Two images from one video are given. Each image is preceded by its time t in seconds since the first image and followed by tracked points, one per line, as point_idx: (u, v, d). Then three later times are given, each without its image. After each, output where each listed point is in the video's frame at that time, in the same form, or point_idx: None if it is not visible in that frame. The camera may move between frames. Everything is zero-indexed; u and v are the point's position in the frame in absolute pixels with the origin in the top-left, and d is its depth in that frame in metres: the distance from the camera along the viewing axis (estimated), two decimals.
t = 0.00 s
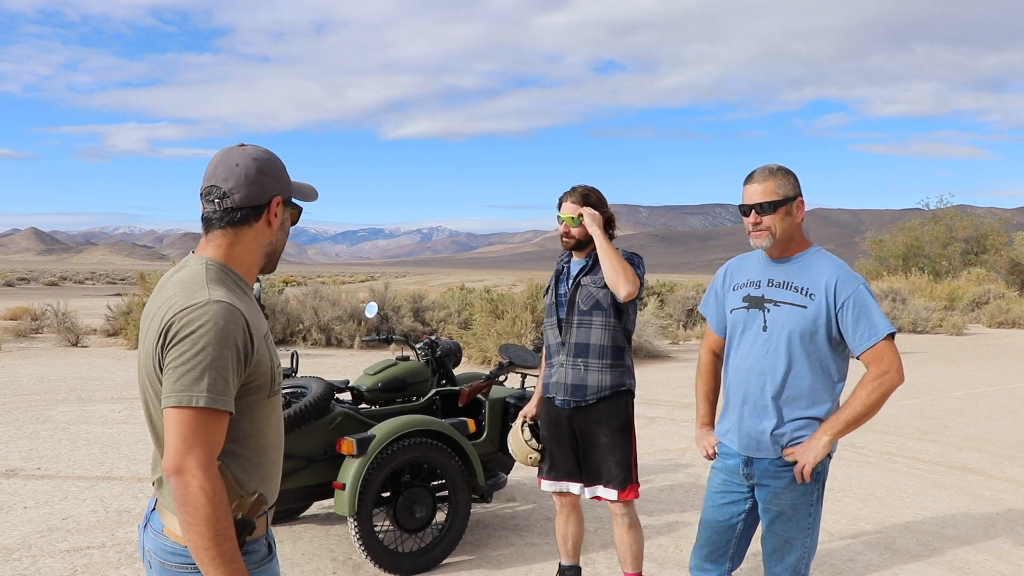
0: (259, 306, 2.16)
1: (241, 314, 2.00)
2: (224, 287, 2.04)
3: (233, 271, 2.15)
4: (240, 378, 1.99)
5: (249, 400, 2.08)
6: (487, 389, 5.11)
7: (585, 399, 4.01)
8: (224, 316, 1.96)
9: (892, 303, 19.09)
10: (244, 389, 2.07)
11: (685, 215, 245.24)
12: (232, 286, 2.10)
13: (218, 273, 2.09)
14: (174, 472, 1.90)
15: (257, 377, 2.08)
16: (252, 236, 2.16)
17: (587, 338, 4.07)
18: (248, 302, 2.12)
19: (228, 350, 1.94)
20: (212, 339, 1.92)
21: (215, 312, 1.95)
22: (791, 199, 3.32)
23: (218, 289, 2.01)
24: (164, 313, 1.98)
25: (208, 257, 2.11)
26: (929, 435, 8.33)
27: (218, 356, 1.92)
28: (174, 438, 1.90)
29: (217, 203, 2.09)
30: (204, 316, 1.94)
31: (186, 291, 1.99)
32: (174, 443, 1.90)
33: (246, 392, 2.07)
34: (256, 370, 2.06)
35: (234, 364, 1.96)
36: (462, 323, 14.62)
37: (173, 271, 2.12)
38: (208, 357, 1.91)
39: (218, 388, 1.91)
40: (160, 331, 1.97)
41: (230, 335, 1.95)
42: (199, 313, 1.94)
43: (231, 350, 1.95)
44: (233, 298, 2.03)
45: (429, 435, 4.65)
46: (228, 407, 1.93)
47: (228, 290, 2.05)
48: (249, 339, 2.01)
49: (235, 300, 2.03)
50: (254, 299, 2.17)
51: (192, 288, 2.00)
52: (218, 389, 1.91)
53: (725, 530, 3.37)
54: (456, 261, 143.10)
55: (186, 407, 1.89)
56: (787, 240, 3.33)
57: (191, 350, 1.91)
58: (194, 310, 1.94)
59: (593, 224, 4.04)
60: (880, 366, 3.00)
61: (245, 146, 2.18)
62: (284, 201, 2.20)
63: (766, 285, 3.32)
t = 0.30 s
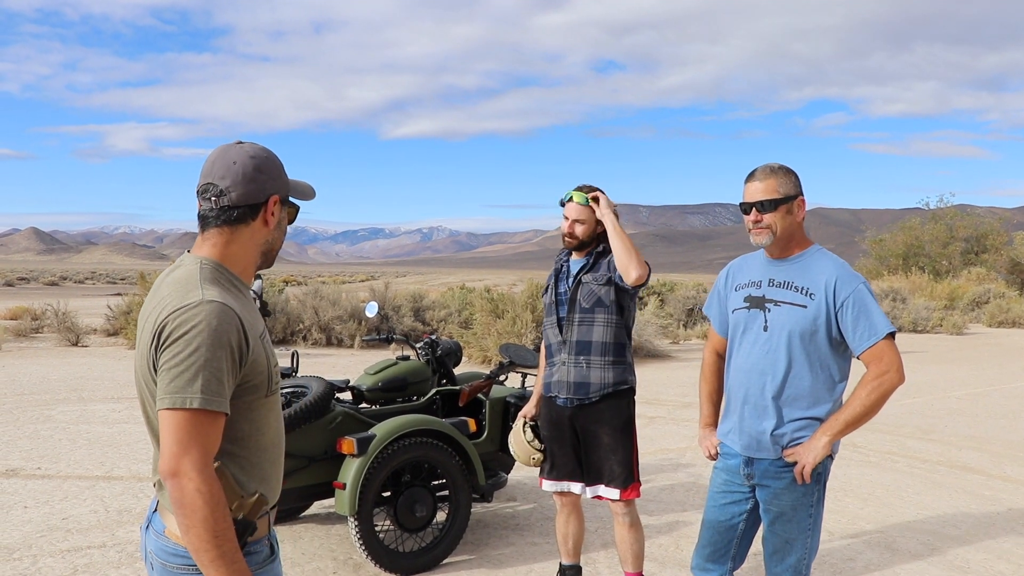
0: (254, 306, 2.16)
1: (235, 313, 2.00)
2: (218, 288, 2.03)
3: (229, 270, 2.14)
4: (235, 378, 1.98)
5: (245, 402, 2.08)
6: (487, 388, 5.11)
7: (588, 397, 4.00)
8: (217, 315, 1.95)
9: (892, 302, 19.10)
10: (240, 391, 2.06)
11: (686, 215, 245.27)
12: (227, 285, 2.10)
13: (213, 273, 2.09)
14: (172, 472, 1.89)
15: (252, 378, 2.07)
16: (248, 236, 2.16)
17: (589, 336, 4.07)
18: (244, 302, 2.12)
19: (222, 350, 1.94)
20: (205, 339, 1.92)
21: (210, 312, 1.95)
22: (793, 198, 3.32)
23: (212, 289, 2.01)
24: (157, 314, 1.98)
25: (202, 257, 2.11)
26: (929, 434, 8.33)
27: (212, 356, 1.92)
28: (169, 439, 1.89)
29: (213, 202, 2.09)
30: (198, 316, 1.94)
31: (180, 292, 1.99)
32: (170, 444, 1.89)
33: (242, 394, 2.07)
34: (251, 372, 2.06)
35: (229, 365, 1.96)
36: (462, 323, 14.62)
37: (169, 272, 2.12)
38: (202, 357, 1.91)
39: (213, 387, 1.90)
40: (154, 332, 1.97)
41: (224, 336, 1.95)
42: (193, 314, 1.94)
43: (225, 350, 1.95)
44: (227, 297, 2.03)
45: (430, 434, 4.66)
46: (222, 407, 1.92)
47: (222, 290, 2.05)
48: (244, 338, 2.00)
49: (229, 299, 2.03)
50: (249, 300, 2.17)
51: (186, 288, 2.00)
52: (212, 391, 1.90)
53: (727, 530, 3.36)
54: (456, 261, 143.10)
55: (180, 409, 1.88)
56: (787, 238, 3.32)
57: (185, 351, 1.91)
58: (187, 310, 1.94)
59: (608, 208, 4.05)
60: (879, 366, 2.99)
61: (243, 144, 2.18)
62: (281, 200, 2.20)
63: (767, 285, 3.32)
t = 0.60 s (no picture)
0: (248, 306, 2.15)
1: (230, 314, 1.99)
2: (212, 288, 2.03)
3: (224, 270, 2.14)
4: (231, 379, 1.98)
5: (242, 404, 2.08)
6: (488, 387, 5.11)
7: (589, 395, 4.00)
8: (212, 316, 1.95)
9: (892, 301, 19.09)
10: (236, 392, 2.06)
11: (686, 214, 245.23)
12: (221, 285, 2.09)
13: (207, 272, 2.08)
14: (168, 475, 1.89)
15: (248, 380, 2.07)
16: (245, 235, 2.15)
17: (591, 333, 4.06)
18: (240, 303, 2.12)
19: (216, 352, 1.93)
20: (200, 341, 1.91)
21: (204, 313, 1.94)
22: (794, 197, 3.32)
23: (206, 289, 2.01)
24: (151, 316, 1.98)
25: (197, 257, 2.10)
26: (929, 433, 8.33)
27: (206, 358, 1.91)
28: (165, 442, 1.89)
29: (210, 199, 2.09)
30: (192, 318, 1.93)
31: (174, 293, 1.99)
32: (165, 447, 1.89)
33: (238, 395, 2.07)
34: (247, 372, 2.06)
35: (224, 366, 1.95)
36: (462, 322, 14.61)
37: (163, 272, 2.11)
38: (196, 359, 1.91)
39: (208, 389, 1.90)
40: (148, 334, 1.96)
41: (218, 337, 1.94)
42: (187, 315, 1.93)
43: (220, 352, 1.94)
44: (221, 298, 2.02)
45: (431, 432, 4.65)
46: (218, 410, 1.92)
47: (216, 290, 2.04)
48: (239, 339, 2.00)
49: (224, 300, 2.03)
50: (244, 300, 2.17)
51: (180, 289, 1.99)
52: (208, 393, 1.90)
53: (727, 530, 3.36)
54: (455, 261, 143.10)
55: (175, 411, 1.88)
56: (788, 237, 3.32)
57: (180, 354, 1.91)
58: (181, 312, 1.94)
59: (629, 196, 4.07)
60: (879, 365, 2.99)
61: (242, 142, 2.18)
62: (279, 201, 2.20)
63: (768, 284, 3.32)
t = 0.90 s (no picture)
0: (240, 306, 2.15)
1: (217, 314, 1.99)
2: (201, 287, 2.03)
3: (216, 268, 2.13)
4: (217, 379, 1.98)
5: (230, 404, 2.08)
6: (488, 385, 5.11)
7: (588, 395, 4.00)
8: (198, 316, 1.95)
9: (892, 300, 19.09)
10: (224, 392, 2.06)
11: (685, 213, 245.16)
12: (212, 284, 2.09)
13: (198, 270, 2.08)
14: (149, 475, 1.89)
15: (236, 380, 2.07)
16: (240, 235, 2.15)
17: (591, 334, 4.06)
18: (230, 302, 2.11)
19: (201, 351, 1.93)
20: (185, 341, 1.91)
21: (190, 312, 1.94)
22: (796, 197, 3.31)
23: (195, 288, 2.00)
24: (139, 314, 1.98)
25: (190, 255, 2.10)
26: (929, 432, 8.33)
27: (191, 358, 1.91)
28: (147, 442, 1.89)
29: (204, 198, 2.09)
30: (178, 317, 1.93)
31: (162, 292, 1.99)
32: (148, 447, 1.89)
33: (225, 396, 2.06)
34: (235, 372, 2.05)
35: (209, 367, 1.95)
36: (462, 320, 14.60)
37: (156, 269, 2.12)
38: (180, 358, 1.90)
39: (192, 389, 1.90)
40: (135, 332, 1.97)
41: (203, 336, 1.94)
42: (173, 314, 1.93)
43: (205, 352, 1.94)
44: (209, 296, 2.02)
45: (430, 431, 4.65)
46: (202, 410, 1.92)
47: (205, 288, 2.04)
48: (225, 339, 2.00)
49: (212, 299, 2.02)
50: (237, 300, 2.17)
51: (168, 287, 1.99)
52: (191, 393, 1.90)
53: (726, 528, 3.36)
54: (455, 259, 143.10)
55: (158, 411, 1.88)
56: (789, 236, 3.32)
57: (164, 353, 1.91)
58: (167, 311, 1.94)
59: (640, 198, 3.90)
60: (880, 364, 2.99)
61: (240, 140, 2.18)
62: (276, 199, 2.19)
63: (768, 284, 3.32)
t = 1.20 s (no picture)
0: (234, 305, 2.14)
1: (207, 312, 1.98)
2: (193, 285, 2.02)
3: (212, 268, 2.13)
4: (206, 378, 1.97)
5: (223, 403, 2.07)
6: (487, 384, 5.10)
7: (587, 396, 4.01)
8: (187, 314, 1.94)
9: (891, 297, 19.09)
10: (215, 391, 2.06)
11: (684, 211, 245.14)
12: (207, 282, 2.09)
13: (193, 268, 2.08)
14: (131, 473, 1.88)
15: (228, 379, 2.06)
16: (235, 233, 2.14)
17: (589, 336, 4.05)
18: (224, 301, 2.11)
19: (189, 350, 1.92)
20: (172, 339, 1.91)
21: (179, 310, 1.94)
22: (796, 195, 3.31)
23: (186, 286, 2.00)
24: (130, 311, 1.98)
25: (185, 253, 2.10)
26: (929, 429, 8.33)
27: (178, 356, 1.90)
28: (132, 439, 1.88)
29: (198, 194, 2.10)
30: (167, 314, 1.93)
31: (154, 290, 1.99)
32: (132, 444, 1.88)
33: (216, 395, 2.06)
34: (225, 371, 2.05)
35: (197, 365, 1.94)
36: (462, 319, 14.60)
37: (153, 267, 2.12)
38: (167, 356, 1.90)
39: (178, 387, 1.89)
40: (125, 330, 1.97)
41: (191, 335, 1.93)
42: (161, 311, 1.93)
43: (193, 350, 1.93)
44: (200, 295, 2.02)
45: (430, 430, 4.65)
46: (188, 409, 1.91)
47: (197, 286, 2.04)
48: (215, 338, 1.99)
49: (203, 297, 2.02)
50: (232, 300, 2.16)
51: (160, 285, 1.99)
52: (177, 391, 1.89)
53: (725, 526, 3.36)
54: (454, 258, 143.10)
55: (144, 408, 1.88)
56: (788, 234, 3.32)
57: (151, 350, 1.90)
58: (156, 308, 1.94)
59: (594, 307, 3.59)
60: (877, 361, 2.98)
61: (236, 138, 2.18)
62: (272, 196, 2.17)
63: (766, 282, 3.31)
